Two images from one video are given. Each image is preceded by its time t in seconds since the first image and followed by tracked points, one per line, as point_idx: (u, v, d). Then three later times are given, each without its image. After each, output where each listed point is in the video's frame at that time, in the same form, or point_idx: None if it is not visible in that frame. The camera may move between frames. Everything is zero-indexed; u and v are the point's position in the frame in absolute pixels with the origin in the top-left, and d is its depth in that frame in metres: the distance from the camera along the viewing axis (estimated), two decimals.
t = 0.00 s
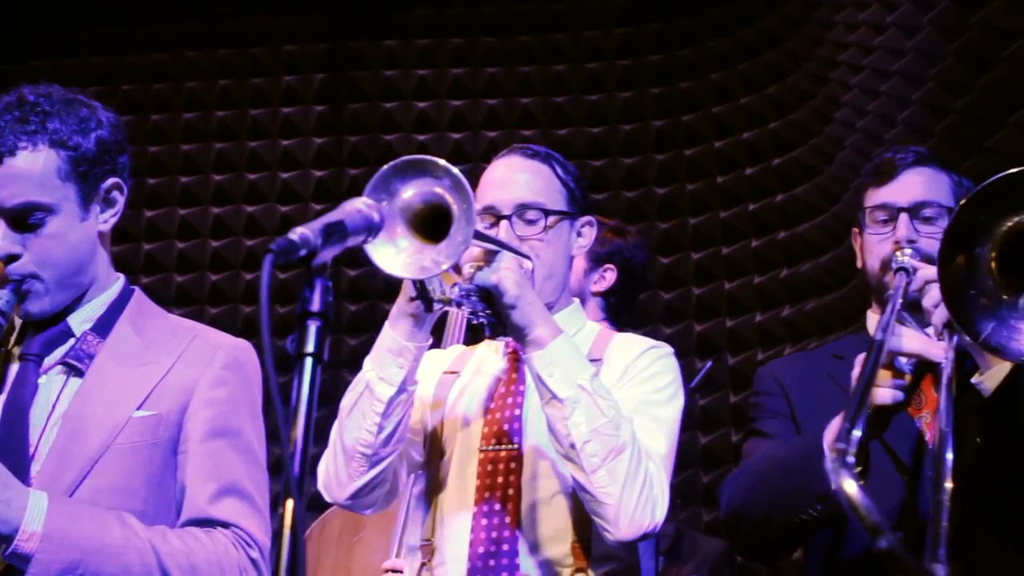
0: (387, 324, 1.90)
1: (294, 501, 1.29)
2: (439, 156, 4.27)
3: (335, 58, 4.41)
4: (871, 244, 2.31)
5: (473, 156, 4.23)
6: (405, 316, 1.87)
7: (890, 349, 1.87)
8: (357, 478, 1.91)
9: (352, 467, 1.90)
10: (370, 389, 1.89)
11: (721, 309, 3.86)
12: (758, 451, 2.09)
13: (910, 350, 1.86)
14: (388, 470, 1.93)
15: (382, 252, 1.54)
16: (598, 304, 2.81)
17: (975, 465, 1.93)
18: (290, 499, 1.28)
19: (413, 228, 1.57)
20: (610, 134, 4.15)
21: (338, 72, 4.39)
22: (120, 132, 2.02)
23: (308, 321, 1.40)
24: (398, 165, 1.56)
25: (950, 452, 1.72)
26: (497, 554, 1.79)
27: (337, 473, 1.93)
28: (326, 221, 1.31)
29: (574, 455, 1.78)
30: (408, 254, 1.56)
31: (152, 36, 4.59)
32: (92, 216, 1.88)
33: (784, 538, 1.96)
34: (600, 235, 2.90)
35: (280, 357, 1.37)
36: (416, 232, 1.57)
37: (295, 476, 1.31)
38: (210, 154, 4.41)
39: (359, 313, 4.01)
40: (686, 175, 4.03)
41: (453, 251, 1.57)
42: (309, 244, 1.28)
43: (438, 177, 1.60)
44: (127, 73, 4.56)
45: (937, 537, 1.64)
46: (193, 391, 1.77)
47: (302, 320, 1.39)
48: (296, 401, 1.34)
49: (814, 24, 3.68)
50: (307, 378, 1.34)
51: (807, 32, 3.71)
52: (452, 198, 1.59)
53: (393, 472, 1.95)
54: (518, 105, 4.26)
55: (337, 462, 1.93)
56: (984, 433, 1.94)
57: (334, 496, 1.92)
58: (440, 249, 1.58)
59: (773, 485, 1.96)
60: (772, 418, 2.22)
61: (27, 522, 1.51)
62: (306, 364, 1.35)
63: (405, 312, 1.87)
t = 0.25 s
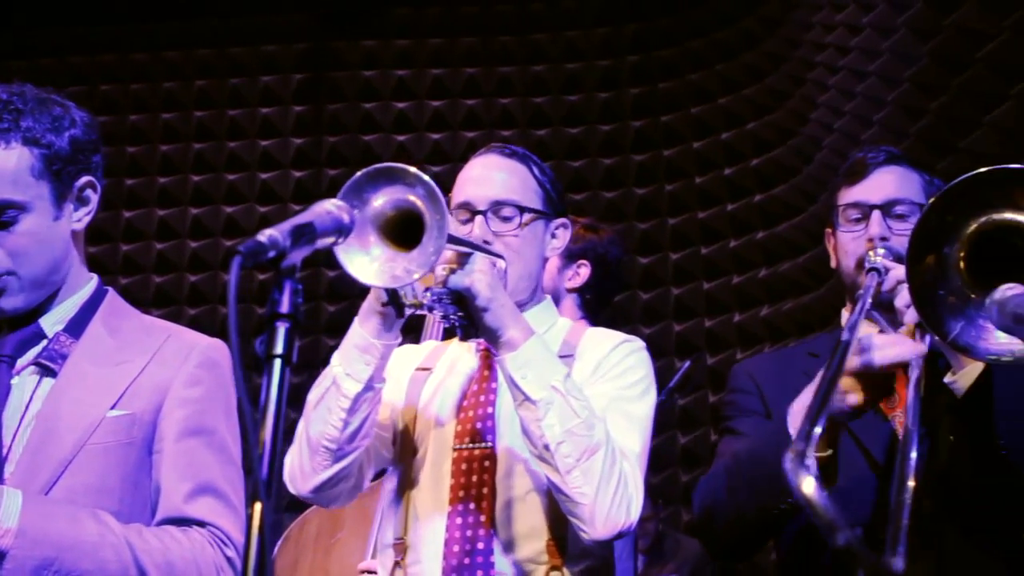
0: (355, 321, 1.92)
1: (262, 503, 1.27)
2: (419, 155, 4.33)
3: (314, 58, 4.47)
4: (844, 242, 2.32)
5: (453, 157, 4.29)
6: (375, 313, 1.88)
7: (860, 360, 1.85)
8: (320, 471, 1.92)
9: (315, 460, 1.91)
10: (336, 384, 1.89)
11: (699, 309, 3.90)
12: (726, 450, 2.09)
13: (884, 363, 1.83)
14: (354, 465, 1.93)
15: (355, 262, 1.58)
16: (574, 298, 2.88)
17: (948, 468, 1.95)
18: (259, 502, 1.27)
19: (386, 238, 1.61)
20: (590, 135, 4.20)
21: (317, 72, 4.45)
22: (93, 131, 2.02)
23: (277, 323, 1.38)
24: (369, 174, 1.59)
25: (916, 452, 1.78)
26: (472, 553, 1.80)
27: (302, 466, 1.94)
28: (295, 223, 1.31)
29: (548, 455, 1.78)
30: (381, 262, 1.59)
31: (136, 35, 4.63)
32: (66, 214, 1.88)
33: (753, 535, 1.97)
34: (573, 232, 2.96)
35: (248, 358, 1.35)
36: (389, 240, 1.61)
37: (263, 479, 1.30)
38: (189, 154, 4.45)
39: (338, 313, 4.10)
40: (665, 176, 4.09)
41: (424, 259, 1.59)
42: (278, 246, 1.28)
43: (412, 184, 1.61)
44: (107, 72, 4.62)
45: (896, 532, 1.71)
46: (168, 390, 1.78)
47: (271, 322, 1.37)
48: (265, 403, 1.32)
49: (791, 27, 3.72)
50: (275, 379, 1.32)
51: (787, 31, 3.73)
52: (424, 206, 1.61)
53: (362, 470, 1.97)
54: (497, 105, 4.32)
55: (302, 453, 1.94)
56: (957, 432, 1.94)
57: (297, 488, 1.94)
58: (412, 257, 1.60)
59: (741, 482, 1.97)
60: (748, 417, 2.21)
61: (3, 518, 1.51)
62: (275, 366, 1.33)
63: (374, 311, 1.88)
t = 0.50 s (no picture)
0: (330, 309, 1.93)
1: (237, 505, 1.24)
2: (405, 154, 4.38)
3: (299, 57, 4.54)
4: (823, 241, 2.27)
5: (438, 155, 4.34)
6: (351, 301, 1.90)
7: (844, 331, 1.77)
8: (292, 458, 1.93)
9: (288, 447, 1.91)
10: (309, 371, 1.90)
11: (686, 310, 3.93)
12: (700, 450, 2.11)
13: (863, 334, 1.76)
14: (326, 451, 1.95)
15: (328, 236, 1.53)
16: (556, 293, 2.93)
17: (932, 455, 1.92)
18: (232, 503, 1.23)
19: (356, 211, 1.57)
20: (575, 133, 4.27)
21: (303, 71, 4.52)
22: (76, 134, 2.02)
23: (254, 323, 1.35)
24: (342, 148, 1.57)
25: (891, 442, 1.82)
26: (449, 542, 1.80)
27: (273, 452, 1.95)
28: (270, 224, 1.31)
29: (525, 442, 1.75)
30: (351, 236, 1.55)
31: (118, 34, 4.71)
32: (46, 214, 1.88)
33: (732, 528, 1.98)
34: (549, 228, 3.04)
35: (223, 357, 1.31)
36: (359, 214, 1.57)
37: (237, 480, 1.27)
38: (174, 153, 4.52)
39: (322, 312, 4.17)
40: (651, 175, 4.14)
41: (395, 234, 1.57)
42: (254, 246, 1.28)
43: (381, 159, 1.60)
44: (93, 70, 4.69)
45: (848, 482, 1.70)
46: (149, 384, 1.78)
47: (248, 321, 1.34)
48: (239, 401, 1.29)
49: (779, 24, 3.76)
50: (251, 377, 1.29)
51: (773, 31, 3.79)
52: (394, 180, 1.60)
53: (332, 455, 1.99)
54: (483, 104, 4.39)
55: (274, 441, 1.95)
56: (939, 426, 1.94)
57: (268, 476, 1.95)
58: (381, 231, 1.58)
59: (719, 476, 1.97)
60: (722, 414, 2.23)
61: None
62: (251, 365, 1.29)
63: (350, 298, 1.90)
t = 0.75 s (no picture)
0: (315, 311, 1.93)
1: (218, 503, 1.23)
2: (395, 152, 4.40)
3: (288, 53, 4.56)
4: (810, 239, 2.28)
5: (428, 150, 4.36)
6: (336, 301, 1.90)
7: (824, 337, 1.79)
8: (284, 464, 1.92)
9: (279, 452, 1.91)
10: (298, 374, 1.91)
11: (675, 306, 3.98)
12: (690, 452, 2.10)
13: (843, 338, 1.77)
14: (316, 455, 1.94)
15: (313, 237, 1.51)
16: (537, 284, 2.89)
17: (913, 457, 1.91)
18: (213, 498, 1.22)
19: (341, 213, 1.56)
20: (564, 130, 4.31)
21: (292, 67, 4.53)
22: (64, 130, 2.03)
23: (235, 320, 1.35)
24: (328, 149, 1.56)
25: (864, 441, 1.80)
26: (432, 541, 1.80)
27: (263, 457, 1.94)
28: (253, 219, 1.31)
29: (506, 439, 1.76)
30: (337, 238, 1.54)
31: (108, 30, 4.72)
32: (34, 211, 1.88)
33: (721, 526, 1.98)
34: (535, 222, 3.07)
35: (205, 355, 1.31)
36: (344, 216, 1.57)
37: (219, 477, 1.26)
38: (163, 150, 4.52)
39: (311, 309, 4.21)
40: (640, 172, 4.18)
41: (382, 234, 1.56)
42: (236, 242, 1.27)
43: (366, 160, 1.60)
44: (82, 67, 4.69)
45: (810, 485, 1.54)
46: (134, 381, 1.78)
47: (229, 318, 1.34)
48: (221, 397, 1.28)
49: (769, 20, 3.79)
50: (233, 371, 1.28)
51: (762, 27, 3.81)
52: (380, 181, 1.59)
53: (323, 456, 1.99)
54: (473, 101, 4.42)
55: (263, 446, 1.95)
56: (920, 424, 1.92)
57: (260, 482, 1.94)
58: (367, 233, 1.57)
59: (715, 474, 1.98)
60: (711, 417, 2.22)
61: None
62: (232, 361, 1.30)
63: (335, 299, 1.90)
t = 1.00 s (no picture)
0: (297, 305, 1.93)
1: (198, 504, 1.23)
2: (386, 151, 4.41)
3: (279, 51, 4.56)
4: (797, 237, 2.25)
5: (417, 148, 4.36)
6: (318, 295, 1.90)
7: (819, 325, 1.68)
8: (259, 456, 1.93)
9: (255, 444, 1.92)
10: (276, 365, 1.90)
11: (665, 305, 3.99)
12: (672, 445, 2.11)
13: (837, 329, 1.66)
14: (292, 450, 1.95)
15: (297, 236, 1.53)
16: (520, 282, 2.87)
17: (899, 456, 1.87)
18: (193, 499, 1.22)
19: (328, 214, 1.56)
20: (554, 129, 4.32)
21: (283, 66, 4.53)
22: (53, 128, 2.02)
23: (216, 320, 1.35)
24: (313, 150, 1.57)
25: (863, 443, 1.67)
26: (416, 541, 1.80)
27: (240, 450, 1.95)
28: (235, 218, 1.31)
29: (491, 438, 1.76)
30: (323, 239, 1.55)
31: (97, 28, 4.71)
32: (20, 210, 1.88)
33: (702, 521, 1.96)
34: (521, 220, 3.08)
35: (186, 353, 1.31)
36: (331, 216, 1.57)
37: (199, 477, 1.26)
38: (152, 148, 4.52)
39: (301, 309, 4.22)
40: (631, 171, 4.19)
41: (368, 235, 1.57)
42: (216, 241, 1.28)
43: (354, 162, 1.59)
44: (72, 65, 4.69)
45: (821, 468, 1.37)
46: (120, 383, 1.78)
47: (210, 317, 1.34)
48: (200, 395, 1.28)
49: (758, 19, 3.80)
50: (213, 369, 1.28)
51: (751, 27, 3.81)
52: (366, 181, 1.58)
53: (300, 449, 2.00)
54: (464, 100, 4.43)
55: (240, 439, 1.95)
56: (906, 424, 1.88)
57: (235, 474, 1.95)
58: (355, 234, 1.57)
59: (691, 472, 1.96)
60: (697, 413, 2.20)
61: None
62: (213, 359, 1.29)
63: (316, 292, 1.91)
